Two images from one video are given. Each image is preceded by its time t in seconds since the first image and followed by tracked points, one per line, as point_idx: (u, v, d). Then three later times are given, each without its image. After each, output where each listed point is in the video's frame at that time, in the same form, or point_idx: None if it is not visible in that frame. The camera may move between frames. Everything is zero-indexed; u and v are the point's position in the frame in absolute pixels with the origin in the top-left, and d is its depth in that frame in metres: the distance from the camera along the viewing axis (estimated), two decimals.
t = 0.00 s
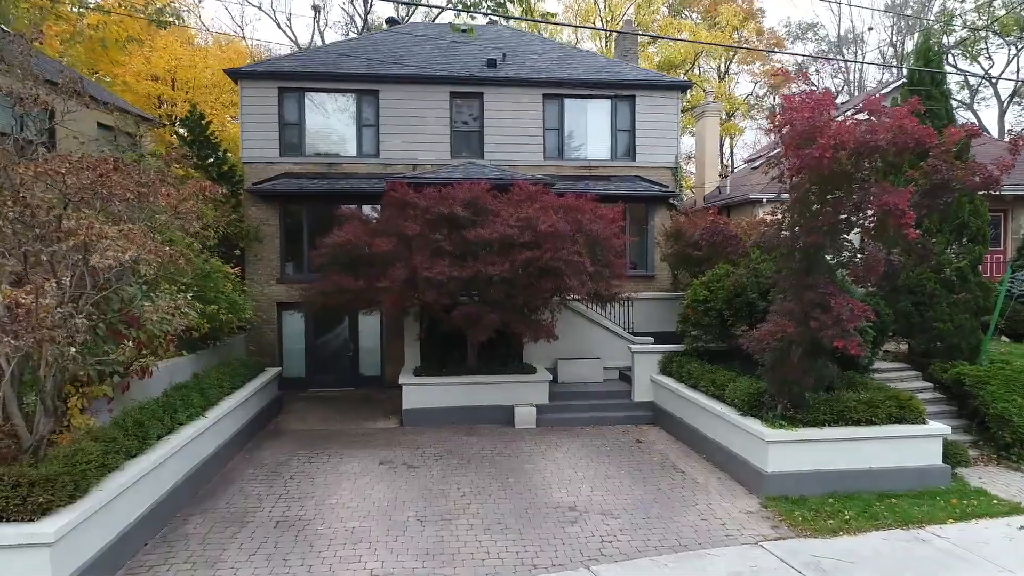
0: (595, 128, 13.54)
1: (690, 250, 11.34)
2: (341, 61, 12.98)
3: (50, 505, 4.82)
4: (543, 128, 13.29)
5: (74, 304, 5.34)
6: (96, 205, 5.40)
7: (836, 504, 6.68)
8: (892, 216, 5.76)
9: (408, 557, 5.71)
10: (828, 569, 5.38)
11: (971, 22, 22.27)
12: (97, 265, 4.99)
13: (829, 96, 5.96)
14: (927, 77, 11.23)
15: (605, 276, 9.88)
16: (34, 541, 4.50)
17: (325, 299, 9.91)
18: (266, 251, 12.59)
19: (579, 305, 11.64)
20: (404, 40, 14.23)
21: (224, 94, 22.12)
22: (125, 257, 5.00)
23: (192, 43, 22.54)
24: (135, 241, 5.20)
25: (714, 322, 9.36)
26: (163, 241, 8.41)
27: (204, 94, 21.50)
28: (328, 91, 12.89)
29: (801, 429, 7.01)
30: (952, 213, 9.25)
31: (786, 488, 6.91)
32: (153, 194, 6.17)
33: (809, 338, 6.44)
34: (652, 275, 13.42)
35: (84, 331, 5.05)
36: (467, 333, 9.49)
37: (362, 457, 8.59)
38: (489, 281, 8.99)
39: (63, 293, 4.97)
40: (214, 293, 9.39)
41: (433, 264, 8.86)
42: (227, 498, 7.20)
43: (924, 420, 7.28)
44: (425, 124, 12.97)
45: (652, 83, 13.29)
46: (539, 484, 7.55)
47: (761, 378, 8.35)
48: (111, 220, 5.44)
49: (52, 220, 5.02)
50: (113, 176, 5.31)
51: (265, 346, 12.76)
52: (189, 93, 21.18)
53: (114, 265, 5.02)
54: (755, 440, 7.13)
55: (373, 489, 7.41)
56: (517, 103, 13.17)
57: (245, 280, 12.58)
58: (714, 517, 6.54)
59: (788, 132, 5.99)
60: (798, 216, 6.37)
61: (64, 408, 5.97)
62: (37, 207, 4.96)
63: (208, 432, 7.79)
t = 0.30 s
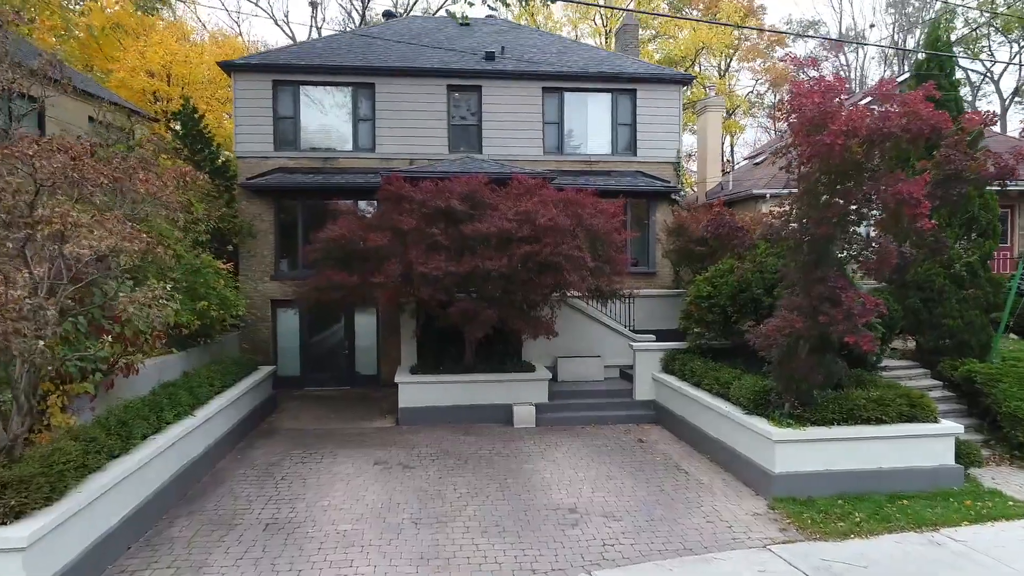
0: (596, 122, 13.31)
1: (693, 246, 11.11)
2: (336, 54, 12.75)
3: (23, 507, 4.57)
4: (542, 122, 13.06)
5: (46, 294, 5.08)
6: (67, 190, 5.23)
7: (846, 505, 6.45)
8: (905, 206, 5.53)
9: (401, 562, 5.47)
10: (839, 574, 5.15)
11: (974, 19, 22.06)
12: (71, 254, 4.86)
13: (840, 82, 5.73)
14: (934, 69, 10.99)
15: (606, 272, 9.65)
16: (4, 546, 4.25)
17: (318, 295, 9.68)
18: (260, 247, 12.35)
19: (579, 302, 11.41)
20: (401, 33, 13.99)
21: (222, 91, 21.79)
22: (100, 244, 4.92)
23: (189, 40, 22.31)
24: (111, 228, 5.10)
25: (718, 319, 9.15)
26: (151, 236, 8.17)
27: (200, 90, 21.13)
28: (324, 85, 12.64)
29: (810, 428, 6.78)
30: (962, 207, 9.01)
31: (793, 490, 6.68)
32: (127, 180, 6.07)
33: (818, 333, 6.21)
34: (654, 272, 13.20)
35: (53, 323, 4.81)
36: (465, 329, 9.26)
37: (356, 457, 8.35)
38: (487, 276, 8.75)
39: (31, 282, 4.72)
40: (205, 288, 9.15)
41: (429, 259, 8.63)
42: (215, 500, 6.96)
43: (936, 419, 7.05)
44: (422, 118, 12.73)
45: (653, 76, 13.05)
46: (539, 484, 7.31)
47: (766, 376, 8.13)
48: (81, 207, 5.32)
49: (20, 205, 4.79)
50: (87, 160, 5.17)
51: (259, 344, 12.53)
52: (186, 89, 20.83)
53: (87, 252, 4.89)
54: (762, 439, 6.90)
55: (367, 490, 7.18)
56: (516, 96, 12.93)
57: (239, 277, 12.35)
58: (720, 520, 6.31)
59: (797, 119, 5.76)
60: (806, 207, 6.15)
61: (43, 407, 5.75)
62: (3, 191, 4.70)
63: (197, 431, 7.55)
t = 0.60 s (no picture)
0: (596, 116, 13.08)
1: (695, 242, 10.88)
2: (331, 47, 12.51)
3: None
4: (542, 116, 12.83)
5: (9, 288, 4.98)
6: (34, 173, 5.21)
7: (856, 508, 6.22)
8: (918, 195, 5.30)
9: (393, 567, 5.23)
10: None
11: (977, 16, 21.82)
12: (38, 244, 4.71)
13: (852, 65, 5.48)
14: (944, 58, 10.74)
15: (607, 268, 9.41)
16: None
17: (312, 292, 9.43)
18: (253, 243, 12.12)
19: (579, 298, 11.17)
20: (397, 25, 13.75)
21: (218, 87, 21.47)
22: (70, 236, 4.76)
23: (186, 35, 22.00)
24: (83, 212, 5.00)
25: (721, 316, 8.91)
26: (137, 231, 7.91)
27: (195, 86, 20.78)
28: (318, 77, 12.39)
29: (818, 428, 6.54)
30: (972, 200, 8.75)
31: (801, 491, 6.45)
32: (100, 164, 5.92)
33: (828, 329, 5.98)
34: (655, 269, 12.96)
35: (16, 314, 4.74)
36: (462, 326, 9.02)
37: (349, 457, 8.11)
38: (484, 272, 8.51)
39: None
40: (195, 284, 8.91)
41: (425, 254, 8.39)
42: (202, 502, 6.72)
43: (949, 417, 6.81)
44: (419, 112, 12.49)
45: (654, 69, 12.82)
46: (538, 486, 7.07)
47: (773, 374, 7.89)
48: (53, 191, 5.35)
49: None
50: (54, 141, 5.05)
51: (253, 342, 12.29)
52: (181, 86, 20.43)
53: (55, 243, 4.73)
54: (769, 439, 6.66)
55: (360, 492, 6.94)
56: (514, 90, 12.69)
57: (232, 274, 12.11)
58: (726, 523, 6.07)
59: (807, 105, 5.52)
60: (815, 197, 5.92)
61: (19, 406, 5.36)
62: None
63: (185, 431, 7.31)
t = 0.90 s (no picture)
0: (596, 110, 12.84)
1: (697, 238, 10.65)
2: (326, 39, 12.27)
3: None
4: (541, 110, 12.59)
5: None
6: None
7: (867, 511, 5.98)
8: (933, 183, 5.07)
9: (384, 573, 5.00)
10: None
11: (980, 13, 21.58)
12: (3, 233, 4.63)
13: (865, 47, 5.23)
14: (953, 48, 10.48)
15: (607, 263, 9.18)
16: None
17: (304, 288, 9.19)
18: (246, 239, 11.88)
19: (579, 295, 10.93)
20: (393, 18, 13.51)
21: (213, 83, 21.18)
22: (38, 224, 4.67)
23: (181, 30, 21.70)
24: (49, 197, 4.84)
25: (725, 313, 8.67)
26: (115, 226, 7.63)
27: (190, 82, 20.51)
28: (313, 70, 12.15)
29: (827, 428, 6.30)
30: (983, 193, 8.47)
31: (809, 494, 6.22)
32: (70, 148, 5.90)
33: (838, 325, 5.74)
34: (656, 266, 12.72)
35: None
36: (458, 324, 8.77)
37: (342, 458, 7.87)
38: (481, 267, 8.27)
39: None
40: (184, 280, 8.66)
41: (420, 248, 8.14)
42: (188, 505, 6.46)
43: (963, 417, 6.57)
44: (416, 105, 12.26)
45: (655, 62, 12.59)
46: (536, 488, 6.83)
47: (778, 372, 7.65)
48: (8, 175, 5.32)
49: None
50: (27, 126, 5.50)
51: (247, 341, 12.05)
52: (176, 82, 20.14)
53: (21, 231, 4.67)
54: (776, 439, 6.42)
55: (352, 494, 6.69)
56: (513, 83, 12.45)
57: (225, 271, 11.87)
58: (732, 526, 5.84)
59: (818, 90, 5.28)
60: (824, 188, 5.69)
61: None
62: None
63: (171, 431, 7.05)
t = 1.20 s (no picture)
0: (595, 104, 12.60)
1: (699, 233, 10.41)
2: (319, 31, 12.03)
3: None
4: (539, 104, 12.34)
5: None
6: None
7: (878, 515, 5.73)
8: (949, 170, 4.83)
9: None
10: None
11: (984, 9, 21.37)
12: None
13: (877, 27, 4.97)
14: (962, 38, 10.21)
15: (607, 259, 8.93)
16: None
17: (295, 284, 8.93)
18: (238, 235, 11.62)
19: (578, 293, 10.68)
20: (389, 10, 13.26)
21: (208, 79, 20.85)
22: None
23: (176, 26, 21.39)
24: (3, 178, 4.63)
25: (728, 310, 8.43)
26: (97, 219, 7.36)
27: (184, 78, 20.22)
28: (306, 62, 11.89)
29: (836, 428, 6.05)
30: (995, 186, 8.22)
31: (817, 497, 5.98)
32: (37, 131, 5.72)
33: (848, 321, 5.49)
34: (657, 263, 12.47)
35: None
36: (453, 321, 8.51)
37: (333, 460, 7.62)
38: (477, 262, 8.01)
39: None
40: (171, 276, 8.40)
41: (414, 243, 7.89)
42: (170, 509, 6.20)
43: (976, 417, 6.31)
44: (411, 99, 12.01)
45: (656, 55, 12.34)
46: (533, 491, 6.58)
47: (784, 371, 7.40)
48: None
49: None
50: None
51: (239, 339, 11.80)
52: (171, 78, 19.83)
53: None
54: (782, 441, 6.17)
55: (342, 498, 6.43)
56: (510, 76, 12.20)
57: (216, 268, 11.62)
58: (737, 532, 5.58)
59: (828, 73, 5.03)
60: (834, 176, 5.45)
61: None
62: None
63: (154, 432, 6.80)
